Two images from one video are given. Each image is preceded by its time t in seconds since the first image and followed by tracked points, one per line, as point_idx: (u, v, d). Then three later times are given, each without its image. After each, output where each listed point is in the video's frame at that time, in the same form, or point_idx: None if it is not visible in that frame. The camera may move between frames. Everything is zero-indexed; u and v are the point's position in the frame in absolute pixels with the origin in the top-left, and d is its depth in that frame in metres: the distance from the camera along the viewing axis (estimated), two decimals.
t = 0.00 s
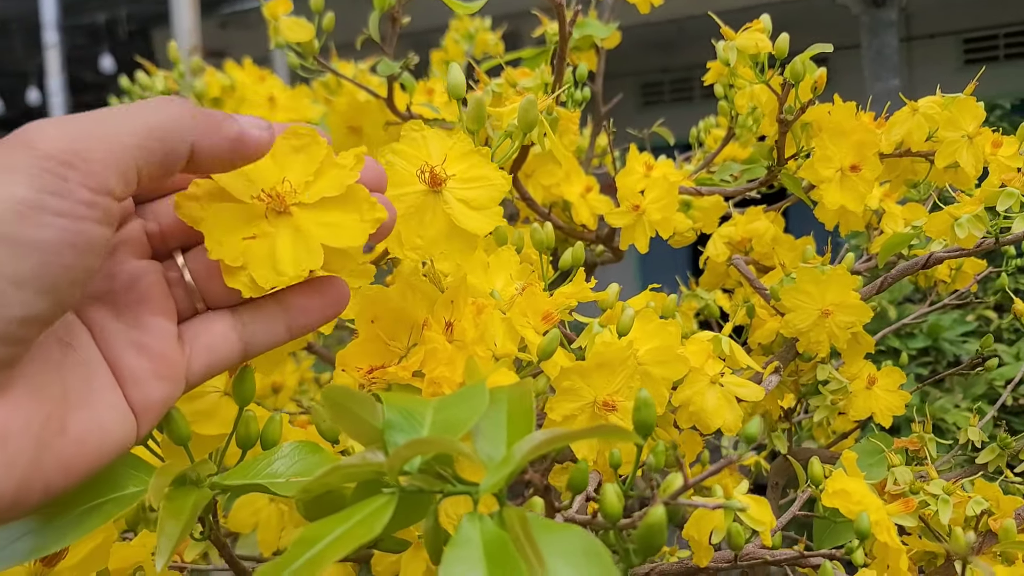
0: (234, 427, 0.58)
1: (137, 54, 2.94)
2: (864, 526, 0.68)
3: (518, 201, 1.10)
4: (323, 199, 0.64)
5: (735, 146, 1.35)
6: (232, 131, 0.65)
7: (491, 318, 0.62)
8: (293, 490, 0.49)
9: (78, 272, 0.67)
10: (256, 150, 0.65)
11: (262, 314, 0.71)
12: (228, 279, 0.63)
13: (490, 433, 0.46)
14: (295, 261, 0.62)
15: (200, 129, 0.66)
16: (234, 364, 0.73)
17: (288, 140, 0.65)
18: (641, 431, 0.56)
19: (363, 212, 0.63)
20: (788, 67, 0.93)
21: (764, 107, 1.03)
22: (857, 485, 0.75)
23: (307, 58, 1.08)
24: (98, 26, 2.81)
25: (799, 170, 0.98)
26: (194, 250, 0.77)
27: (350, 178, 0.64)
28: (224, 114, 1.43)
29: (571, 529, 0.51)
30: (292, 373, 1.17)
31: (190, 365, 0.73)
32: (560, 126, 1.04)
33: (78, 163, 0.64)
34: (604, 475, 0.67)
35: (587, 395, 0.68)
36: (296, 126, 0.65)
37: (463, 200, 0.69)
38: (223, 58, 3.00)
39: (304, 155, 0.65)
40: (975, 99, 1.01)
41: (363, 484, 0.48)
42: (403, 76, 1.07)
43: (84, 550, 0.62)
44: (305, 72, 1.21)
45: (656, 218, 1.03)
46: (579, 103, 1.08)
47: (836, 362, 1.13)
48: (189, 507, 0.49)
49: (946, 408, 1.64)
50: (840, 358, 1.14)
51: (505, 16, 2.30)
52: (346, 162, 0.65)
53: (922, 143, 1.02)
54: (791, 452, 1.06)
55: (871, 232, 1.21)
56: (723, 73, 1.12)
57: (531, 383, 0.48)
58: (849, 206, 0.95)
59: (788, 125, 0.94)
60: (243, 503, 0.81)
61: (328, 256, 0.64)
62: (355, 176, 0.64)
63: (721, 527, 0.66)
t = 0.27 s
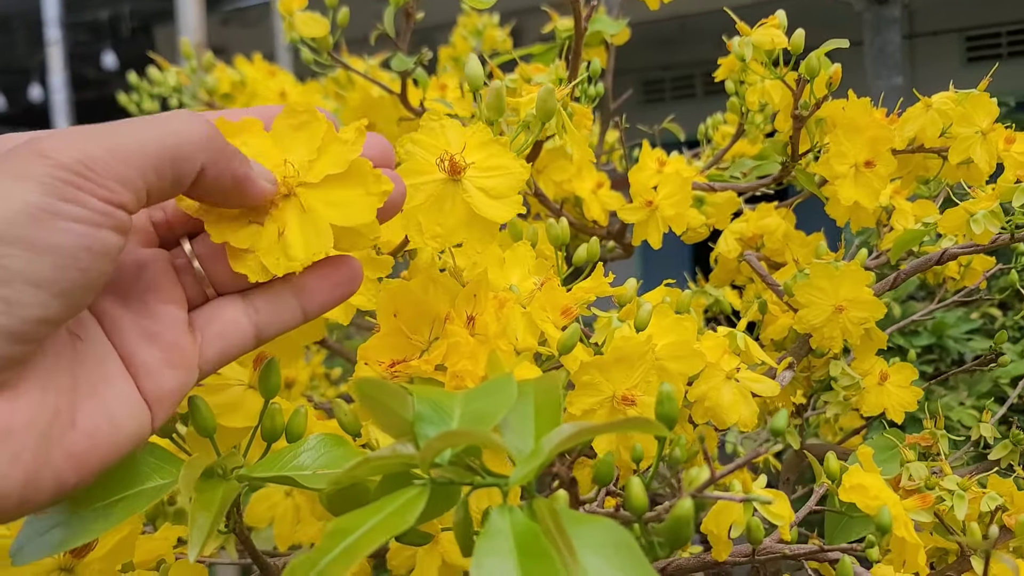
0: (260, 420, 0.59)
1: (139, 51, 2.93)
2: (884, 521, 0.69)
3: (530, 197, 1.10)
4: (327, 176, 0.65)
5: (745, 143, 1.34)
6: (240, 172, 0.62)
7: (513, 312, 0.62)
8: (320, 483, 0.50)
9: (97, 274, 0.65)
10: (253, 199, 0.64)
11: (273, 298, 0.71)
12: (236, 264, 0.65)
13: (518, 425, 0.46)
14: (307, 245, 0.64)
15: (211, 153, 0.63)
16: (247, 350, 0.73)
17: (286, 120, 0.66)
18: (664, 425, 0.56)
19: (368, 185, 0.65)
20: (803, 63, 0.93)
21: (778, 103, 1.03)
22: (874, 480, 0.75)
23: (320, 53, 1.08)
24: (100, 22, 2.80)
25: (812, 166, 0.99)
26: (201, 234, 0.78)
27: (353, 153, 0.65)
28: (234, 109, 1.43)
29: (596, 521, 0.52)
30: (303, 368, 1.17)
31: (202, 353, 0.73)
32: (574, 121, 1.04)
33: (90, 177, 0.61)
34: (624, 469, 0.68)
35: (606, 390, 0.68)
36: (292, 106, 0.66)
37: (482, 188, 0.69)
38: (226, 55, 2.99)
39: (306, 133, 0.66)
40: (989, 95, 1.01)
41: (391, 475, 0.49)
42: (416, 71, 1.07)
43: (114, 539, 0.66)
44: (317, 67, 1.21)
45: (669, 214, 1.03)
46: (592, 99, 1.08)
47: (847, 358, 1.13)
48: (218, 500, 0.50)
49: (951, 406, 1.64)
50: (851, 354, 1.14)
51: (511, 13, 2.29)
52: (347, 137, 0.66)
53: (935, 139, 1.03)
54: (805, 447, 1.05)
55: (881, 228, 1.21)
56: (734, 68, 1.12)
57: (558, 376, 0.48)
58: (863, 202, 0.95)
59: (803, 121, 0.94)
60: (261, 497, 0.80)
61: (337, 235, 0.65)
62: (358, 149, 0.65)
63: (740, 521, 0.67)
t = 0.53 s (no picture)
0: (275, 420, 0.59)
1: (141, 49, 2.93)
2: (897, 519, 0.68)
3: (537, 196, 1.10)
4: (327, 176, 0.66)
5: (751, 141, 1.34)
6: (258, 189, 0.61)
7: (526, 312, 0.62)
8: (336, 483, 0.50)
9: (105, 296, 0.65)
10: (278, 205, 0.62)
11: (276, 304, 0.72)
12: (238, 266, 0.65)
13: (534, 425, 0.46)
14: (306, 243, 0.63)
15: (227, 177, 0.61)
16: (251, 356, 0.74)
17: (287, 124, 0.67)
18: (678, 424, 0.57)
19: (369, 186, 0.65)
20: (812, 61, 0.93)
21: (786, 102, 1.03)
22: (885, 478, 0.75)
23: (329, 52, 1.09)
24: (103, 21, 2.80)
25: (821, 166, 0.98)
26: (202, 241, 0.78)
27: (354, 153, 0.65)
28: (240, 107, 1.43)
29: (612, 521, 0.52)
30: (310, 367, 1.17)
31: (207, 360, 0.73)
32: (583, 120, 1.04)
33: (96, 202, 0.60)
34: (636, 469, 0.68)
35: (618, 389, 0.68)
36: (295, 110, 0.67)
37: (490, 196, 0.69)
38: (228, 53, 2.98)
39: (307, 137, 0.67)
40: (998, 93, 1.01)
41: (407, 476, 0.49)
42: (424, 70, 1.07)
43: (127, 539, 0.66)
44: (324, 66, 1.21)
45: (678, 212, 1.03)
46: (600, 97, 1.08)
47: (854, 356, 1.12)
48: (235, 500, 0.51)
49: (956, 405, 1.63)
50: (859, 353, 1.14)
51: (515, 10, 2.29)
52: (347, 140, 0.66)
53: (944, 137, 1.03)
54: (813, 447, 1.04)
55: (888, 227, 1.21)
56: (742, 67, 1.12)
57: (573, 374, 0.48)
58: (872, 200, 0.95)
59: (812, 120, 0.94)
60: (269, 496, 0.81)
61: (338, 234, 0.65)
62: (358, 150, 0.65)
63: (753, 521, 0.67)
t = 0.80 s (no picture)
0: (285, 419, 0.59)
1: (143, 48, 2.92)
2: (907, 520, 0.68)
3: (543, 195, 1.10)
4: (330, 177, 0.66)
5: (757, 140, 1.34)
6: (256, 191, 0.61)
7: (536, 312, 0.62)
8: (347, 482, 0.50)
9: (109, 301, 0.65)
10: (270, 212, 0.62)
11: (281, 308, 0.72)
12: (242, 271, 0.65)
13: (546, 425, 0.46)
14: (311, 244, 0.63)
15: (226, 175, 0.61)
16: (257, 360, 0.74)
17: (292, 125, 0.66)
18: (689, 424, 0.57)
19: (373, 185, 0.65)
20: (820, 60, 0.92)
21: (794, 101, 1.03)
22: (893, 478, 0.75)
23: (335, 51, 1.09)
24: (105, 20, 2.79)
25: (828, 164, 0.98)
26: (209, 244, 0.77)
27: (357, 154, 0.65)
28: (246, 106, 1.43)
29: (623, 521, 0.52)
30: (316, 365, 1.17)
31: (213, 364, 0.73)
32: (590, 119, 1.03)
33: (96, 206, 0.60)
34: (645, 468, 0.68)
35: (627, 388, 0.68)
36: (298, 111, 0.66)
37: (498, 194, 0.69)
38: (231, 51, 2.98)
39: (310, 139, 0.66)
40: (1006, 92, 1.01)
41: (419, 476, 0.49)
42: (431, 69, 1.07)
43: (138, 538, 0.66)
44: (331, 65, 1.21)
45: (684, 212, 1.03)
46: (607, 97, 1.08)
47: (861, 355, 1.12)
48: (247, 500, 0.51)
49: (961, 404, 1.63)
50: (865, 352, 1.14)
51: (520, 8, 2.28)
52: (351, 139, 0.66)
53: (952, 136, 1.02)
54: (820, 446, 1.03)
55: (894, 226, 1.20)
56: (748, 66, 1.12)
57: (584, 374, 0.48)
58: (880, 199, 0.95)
59: (820, 119, 0.93)
60: (277, 495, 0.82)
61: (343, 236, 0.65)
62: (362, 151, 0.65)
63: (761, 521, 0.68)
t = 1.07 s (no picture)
0: (290, 419, 0.59)
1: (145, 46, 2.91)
2: (911, 520, 0.68)
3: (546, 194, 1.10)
4: (329, 178, 0.65)
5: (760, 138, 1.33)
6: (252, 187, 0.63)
7: (539, 311, 0.62)
8: (352, 482, 0.50)
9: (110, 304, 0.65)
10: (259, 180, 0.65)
11: (283, 309, 0.72)
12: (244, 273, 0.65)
13: (551, 425, 0.46)
14: (311, 246, 0.63)
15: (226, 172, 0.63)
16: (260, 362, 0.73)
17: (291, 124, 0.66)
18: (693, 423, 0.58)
19: (374, 186, 0.64)
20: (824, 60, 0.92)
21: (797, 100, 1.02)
22: (896, 478, 0.75)
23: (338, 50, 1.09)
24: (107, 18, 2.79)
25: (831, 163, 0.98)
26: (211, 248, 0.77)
27: (356, 155, 0.65)
28: (249, 105, 1.43)
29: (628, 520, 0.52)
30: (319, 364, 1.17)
31: (216, 366, 0.73)
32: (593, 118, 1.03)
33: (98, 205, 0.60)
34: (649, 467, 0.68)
35: (630, 388, 0.68)
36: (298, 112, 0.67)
37: (503, 186, 0.69)
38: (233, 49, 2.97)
39: (308, 142, 0.66)
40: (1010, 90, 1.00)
41: (424, 476, 0.49)
42: (434, 68, 1.07)
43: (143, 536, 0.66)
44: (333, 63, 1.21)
45: (687, 211, 1.03)
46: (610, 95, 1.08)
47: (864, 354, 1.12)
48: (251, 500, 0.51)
49: (963, 403, 1.63)
50: (868, 351, 1.14)
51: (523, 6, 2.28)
52: (351, 138, 0.65)
53: (955, 135, 1.02)
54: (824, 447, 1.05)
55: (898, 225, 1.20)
56: (751, 64, 1.11)
57: (589, 374, 0.48)
58: (883, 199, 0.95)
59: (823, 118, 0.93)
60: (280, 494, 0.81)
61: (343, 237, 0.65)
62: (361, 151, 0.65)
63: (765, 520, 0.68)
